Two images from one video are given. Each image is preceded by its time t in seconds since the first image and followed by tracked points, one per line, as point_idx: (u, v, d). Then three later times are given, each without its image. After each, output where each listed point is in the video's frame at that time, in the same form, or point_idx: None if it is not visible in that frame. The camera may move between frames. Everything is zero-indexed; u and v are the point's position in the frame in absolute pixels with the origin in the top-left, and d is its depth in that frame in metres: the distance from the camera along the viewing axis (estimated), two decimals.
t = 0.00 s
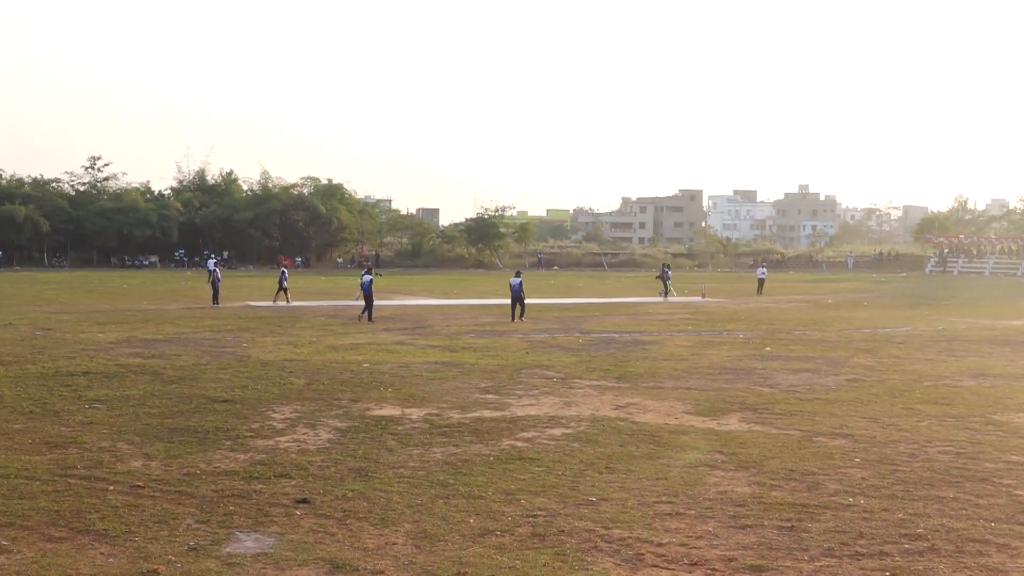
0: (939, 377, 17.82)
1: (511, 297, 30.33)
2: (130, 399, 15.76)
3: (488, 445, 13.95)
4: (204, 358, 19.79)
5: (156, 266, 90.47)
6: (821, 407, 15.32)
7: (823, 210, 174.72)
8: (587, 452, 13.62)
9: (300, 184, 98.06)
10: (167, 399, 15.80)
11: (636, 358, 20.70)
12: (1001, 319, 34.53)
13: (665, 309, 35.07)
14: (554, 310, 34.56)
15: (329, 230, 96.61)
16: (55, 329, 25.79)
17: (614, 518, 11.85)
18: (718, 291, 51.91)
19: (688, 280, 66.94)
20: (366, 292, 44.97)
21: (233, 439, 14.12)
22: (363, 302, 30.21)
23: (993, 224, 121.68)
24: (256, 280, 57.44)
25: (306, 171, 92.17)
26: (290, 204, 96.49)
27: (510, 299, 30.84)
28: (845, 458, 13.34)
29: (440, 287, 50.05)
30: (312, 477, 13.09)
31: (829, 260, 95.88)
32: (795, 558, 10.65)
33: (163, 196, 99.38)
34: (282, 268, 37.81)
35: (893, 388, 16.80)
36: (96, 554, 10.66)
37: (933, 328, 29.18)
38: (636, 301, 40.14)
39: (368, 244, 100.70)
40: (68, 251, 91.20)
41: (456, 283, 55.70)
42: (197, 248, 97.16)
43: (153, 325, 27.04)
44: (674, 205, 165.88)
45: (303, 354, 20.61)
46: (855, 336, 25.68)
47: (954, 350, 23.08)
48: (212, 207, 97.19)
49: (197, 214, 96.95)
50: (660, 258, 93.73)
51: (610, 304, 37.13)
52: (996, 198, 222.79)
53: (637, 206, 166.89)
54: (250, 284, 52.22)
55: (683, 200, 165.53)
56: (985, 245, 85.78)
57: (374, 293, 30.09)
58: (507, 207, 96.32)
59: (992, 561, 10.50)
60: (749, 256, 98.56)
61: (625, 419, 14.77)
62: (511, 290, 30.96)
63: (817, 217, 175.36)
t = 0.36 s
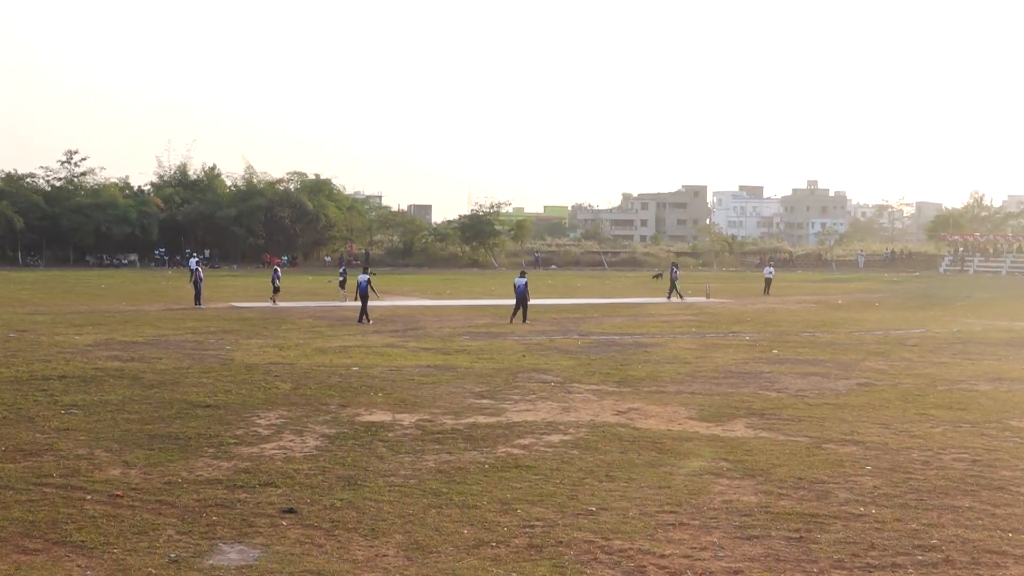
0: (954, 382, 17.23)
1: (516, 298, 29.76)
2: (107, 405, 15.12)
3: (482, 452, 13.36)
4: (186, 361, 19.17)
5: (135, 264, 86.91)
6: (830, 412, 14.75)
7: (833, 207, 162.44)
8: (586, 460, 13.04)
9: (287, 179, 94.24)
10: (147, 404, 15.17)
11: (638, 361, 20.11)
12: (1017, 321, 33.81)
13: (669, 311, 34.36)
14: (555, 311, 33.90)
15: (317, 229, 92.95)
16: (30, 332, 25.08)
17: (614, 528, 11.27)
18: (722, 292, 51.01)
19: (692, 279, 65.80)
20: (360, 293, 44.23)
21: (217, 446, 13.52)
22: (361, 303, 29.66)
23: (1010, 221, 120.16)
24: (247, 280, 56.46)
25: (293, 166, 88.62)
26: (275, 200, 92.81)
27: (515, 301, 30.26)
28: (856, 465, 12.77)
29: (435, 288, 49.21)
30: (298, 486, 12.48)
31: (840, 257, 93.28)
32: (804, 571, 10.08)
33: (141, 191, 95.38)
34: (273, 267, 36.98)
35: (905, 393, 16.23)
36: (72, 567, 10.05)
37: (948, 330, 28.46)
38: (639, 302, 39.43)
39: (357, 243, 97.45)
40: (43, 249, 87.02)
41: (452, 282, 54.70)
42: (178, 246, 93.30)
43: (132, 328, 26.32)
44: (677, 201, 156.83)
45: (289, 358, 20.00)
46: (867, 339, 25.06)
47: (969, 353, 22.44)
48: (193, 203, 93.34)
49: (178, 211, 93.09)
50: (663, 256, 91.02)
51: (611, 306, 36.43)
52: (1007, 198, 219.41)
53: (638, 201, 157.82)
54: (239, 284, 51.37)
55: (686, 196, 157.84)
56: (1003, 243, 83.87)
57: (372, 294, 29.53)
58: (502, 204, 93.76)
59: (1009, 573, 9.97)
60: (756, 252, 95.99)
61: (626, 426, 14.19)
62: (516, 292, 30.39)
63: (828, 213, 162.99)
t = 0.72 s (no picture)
0: (980, 388, 16.49)
1: (523, 299, 29.06)
2: (83, 412, 14.37)
3: (480, 462, 12.62)
4: (166, 366, 18.40)
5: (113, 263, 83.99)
6: (850, 420, 14.02)
7: (851, 202, 160.74)
8: (590, 470, 12.30)
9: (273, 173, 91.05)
10: (125, 411, 14.42)
11: (644, 366, 19.36)
12: None
13: (679, 312, 33.50)
14: (562, 312, 33.04)
15: (305, 226, 90.00)
16: (4, 334, 24.27)
17: (620, 543, 10.51)
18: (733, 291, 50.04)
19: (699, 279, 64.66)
20: (357, 293, 43.41)
21: (199, 456, 12.76)
22: (358, 303, 28.96)
23: None
24: (241, 279, 55.51)
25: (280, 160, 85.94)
26: (260, 196, 90.15)
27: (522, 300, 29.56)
28: (877, 477, 12.03)
29: (436, 288, 48.31)
30: (285, 499, 11.72)
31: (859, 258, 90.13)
32: None
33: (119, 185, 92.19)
34: (268, 266, 36.08)
35: (928, 399, 15.50)
36: None
37: (972, 333, 27.59)
38: (647, 303, 38.53)
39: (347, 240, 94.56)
40: (14, 247, 84.46)
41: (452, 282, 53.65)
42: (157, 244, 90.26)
43: (109, 331, 25.48)
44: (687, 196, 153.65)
45: (276, 362, 19.22)
46: (888, 342, 24.27)
47: (995, 357, 21.64)
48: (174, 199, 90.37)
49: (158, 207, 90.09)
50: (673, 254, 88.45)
51: (617, 307, 35.60)
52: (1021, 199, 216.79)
53: (646, 196, 154.60)
54: (232, 283, 50.46)
55: (697, 191, 153.59)
56: None
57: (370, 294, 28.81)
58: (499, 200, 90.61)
59: None
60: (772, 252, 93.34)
61: (634, 434, 13.46)
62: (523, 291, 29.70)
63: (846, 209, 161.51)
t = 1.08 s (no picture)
0: (1000, 394, 15.91)
1: (529, 298, 28.51)
2: (60, 419, 13.78)
3: (477, 472, 12.05)
4: (146, 370, 17.81)
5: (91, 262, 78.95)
6: (864, 427, 13.47)
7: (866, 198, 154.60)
8: (591, 479, 11.72)
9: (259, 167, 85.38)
10: (103, 418, 13.81)
11: (648, 370, 18.78)
12: None
13: (686, 314, 32.79)
14: (565, 314, 32.38)
15: (293, 223, 84.44)
16: None
17: (623, 556, 9.89)
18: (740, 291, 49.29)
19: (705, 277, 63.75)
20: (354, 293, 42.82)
21: (182, 465, 12.17)
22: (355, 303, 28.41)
23: None
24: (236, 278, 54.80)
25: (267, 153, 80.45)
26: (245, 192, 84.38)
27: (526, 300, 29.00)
28: (893, 486, 11.44)
29: (435, 288, 47.62)
30: (272, 510, 11.13)
31: (872, 255, 87.15)
32: None
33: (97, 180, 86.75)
34: (261, 265, 35.40)
35: (946, 405, 14.94)
36: None
37: (992, 335, 26.89)
38: (653, 304, 37.85)
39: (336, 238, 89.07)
40: None
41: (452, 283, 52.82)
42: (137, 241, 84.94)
43: (87, 333, 24.81)
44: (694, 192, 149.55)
45: (262, 366, 18.63)
46: (904, 345, 23.64)
47: (1016, 361, 21.03)
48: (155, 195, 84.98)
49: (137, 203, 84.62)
50: (679, 254, 85.93)
51: (622, 308, 34.94)
52: None
53: (651, 190, 149.55)
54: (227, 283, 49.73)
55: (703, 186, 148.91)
56: None
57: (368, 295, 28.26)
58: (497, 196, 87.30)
59: None
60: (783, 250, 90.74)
61: (637, 442, 12.90)
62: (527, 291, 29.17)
63: (860, 206, 155.27)
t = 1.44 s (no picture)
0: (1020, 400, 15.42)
1: (533, 299, 27.99)
2: (37, 425, 13.27)
3: (473, 480, 11.55)
4: (128, 374, 17.27)
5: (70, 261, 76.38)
6: (877, 434, 12.99)
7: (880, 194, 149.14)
8: (593, 488, 11.21)
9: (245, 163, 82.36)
10: (83, 425, 13.30)
11: (652, 374, 18.26)
12: None
13: (692, 315, 32.20)
14: (568, 316, 31.83)
15: (281, 221, 81.58)
16: None
17: (627, 569, 9.34)
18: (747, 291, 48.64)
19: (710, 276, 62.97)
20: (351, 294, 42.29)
21: (165, 473, 11.66)
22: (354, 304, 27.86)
23: None
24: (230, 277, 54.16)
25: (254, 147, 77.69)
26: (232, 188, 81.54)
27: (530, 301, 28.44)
28: (908, 495, 10.93)
29: (434, 288, 47.04)
30: (259, 520, 10.61)
31: (887, 254, 84.86)
32: None
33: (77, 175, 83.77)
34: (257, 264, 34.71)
35: (964, 411, 14.46)
36: None
37: (1011, 337, 26.25)
38: (657, 304, 37.29)
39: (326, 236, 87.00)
40: None
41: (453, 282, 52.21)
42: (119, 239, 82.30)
43: (66, 336, 24.21)
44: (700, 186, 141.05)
45: (249, 370, 18.10)
46: (920, 348, 23.08)
47: None
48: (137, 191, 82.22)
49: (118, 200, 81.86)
50: (684, 253, 84.19)
51: (625, 309, 34.39)
52: None
53: (655, 185, 142.92)
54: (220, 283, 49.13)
55: (711, 181, 141.33)
56: None
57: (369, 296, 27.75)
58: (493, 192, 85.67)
59: None
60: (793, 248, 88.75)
61: (641, 449, 12.41)
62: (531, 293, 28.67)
63: (874, 203, 150.11)
